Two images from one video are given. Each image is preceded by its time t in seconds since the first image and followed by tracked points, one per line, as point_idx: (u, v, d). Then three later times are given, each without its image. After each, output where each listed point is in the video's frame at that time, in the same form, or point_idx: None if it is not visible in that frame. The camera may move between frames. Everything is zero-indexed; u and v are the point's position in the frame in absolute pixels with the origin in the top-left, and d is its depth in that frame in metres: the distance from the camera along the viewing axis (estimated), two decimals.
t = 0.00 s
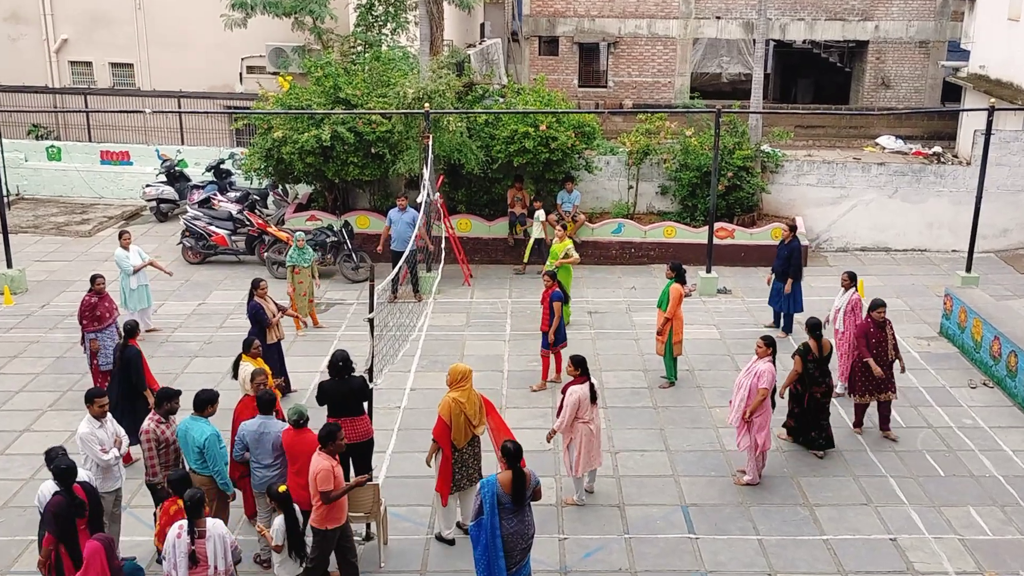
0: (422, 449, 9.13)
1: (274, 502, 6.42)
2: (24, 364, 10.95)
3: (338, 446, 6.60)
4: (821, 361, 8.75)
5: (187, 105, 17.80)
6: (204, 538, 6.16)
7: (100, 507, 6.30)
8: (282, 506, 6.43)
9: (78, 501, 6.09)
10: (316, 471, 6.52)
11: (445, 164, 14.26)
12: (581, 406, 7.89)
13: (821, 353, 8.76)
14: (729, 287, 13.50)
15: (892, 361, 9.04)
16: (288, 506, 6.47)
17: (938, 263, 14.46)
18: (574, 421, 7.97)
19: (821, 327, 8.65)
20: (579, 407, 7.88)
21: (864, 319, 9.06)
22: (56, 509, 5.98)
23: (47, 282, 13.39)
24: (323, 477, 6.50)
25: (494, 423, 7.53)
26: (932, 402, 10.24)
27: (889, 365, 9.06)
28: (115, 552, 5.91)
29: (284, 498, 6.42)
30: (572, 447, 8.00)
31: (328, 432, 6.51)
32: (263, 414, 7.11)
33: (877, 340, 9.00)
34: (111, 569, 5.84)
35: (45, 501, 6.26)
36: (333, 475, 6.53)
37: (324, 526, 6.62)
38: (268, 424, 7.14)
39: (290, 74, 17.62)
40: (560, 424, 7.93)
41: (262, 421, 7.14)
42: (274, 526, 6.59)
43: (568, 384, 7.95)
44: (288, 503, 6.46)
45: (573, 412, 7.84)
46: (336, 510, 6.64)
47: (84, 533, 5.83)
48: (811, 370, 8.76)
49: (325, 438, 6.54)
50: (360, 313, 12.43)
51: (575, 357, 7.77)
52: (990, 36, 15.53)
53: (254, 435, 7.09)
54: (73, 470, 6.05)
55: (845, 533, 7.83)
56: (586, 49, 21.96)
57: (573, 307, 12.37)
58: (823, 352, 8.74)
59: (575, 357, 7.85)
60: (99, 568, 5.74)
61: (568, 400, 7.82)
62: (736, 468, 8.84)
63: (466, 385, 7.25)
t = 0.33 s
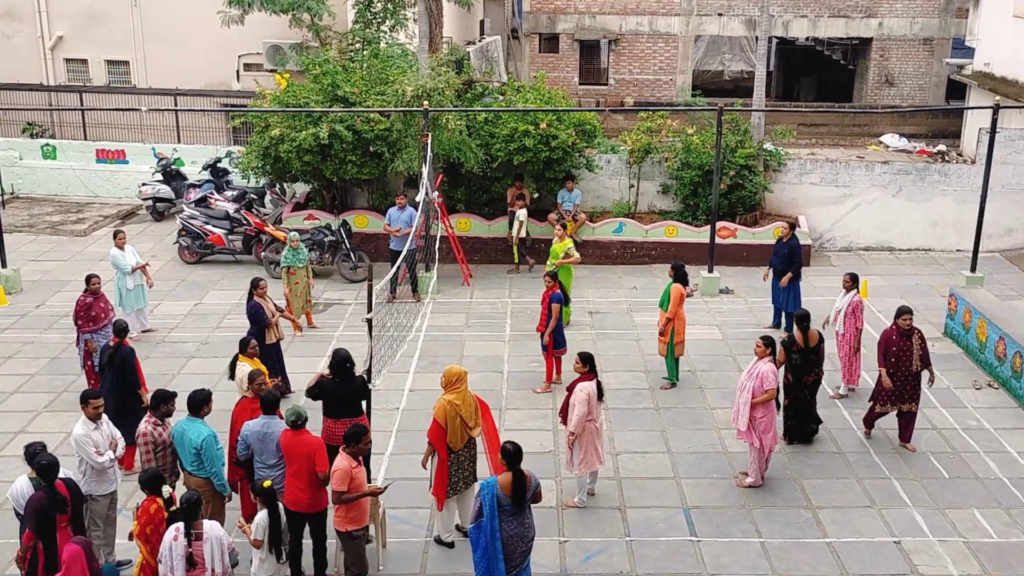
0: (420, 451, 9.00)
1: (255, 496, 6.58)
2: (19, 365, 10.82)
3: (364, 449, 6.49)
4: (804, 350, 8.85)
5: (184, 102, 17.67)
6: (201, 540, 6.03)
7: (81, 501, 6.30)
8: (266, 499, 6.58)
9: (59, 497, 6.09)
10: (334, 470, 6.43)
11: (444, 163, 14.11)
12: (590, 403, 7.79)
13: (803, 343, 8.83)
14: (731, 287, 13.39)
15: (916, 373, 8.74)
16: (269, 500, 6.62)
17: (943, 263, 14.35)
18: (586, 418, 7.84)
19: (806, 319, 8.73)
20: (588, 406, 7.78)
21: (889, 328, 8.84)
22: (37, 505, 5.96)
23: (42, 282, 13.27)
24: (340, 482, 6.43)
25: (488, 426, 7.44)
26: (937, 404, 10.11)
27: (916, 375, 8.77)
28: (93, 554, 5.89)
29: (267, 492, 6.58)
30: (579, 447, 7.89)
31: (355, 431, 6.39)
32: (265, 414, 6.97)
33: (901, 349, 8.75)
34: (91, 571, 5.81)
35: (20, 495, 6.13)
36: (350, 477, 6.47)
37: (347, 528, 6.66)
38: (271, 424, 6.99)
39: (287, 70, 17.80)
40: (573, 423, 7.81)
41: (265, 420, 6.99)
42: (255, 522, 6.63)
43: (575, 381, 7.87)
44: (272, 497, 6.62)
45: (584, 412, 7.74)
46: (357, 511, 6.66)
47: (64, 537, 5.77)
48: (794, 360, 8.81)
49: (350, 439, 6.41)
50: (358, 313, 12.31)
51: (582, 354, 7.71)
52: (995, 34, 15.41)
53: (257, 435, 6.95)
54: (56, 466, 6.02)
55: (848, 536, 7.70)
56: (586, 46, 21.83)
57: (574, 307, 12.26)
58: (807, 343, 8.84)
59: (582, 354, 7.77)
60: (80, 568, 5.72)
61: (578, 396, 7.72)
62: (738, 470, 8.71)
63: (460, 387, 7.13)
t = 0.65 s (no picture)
0: (418, 453, 8.83)
1: (233, 496, 6.27)
2: (10, 367, 10.65)
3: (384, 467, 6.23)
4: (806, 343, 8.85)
5: (180, 100, 17.51)
6: (197, 544, 5.86)
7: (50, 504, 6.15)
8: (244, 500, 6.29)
9: (18, 502, 5.96)
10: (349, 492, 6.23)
11: (443, 161, 13.88)
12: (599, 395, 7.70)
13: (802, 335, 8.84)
14: (734, 287, 13.23)
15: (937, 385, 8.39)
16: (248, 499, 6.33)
17: (949, 262, 14.19)
18: (591, 420, 7.67)
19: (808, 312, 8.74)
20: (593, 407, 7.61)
21: (909, 338, 8.56)
22: None
23: (34, 282, 13.10)
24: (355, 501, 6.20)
25: (484, 428, 7.27)
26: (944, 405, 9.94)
27: (935, 388, 8.42)
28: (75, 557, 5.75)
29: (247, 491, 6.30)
30: (602, 434, 7.76)
31: (376, 449, 6.12)
32: (266, 417, 6.72)
33: (918, 359, 8.46)
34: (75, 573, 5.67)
35: None
36: (365, 497, 6.23)
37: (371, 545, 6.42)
38: (270, 427, 6.75)
39: (284, 66, 17.67)
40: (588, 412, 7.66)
41: (265, 423, 6.74)
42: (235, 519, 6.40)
43: (579, 380, 7.73)
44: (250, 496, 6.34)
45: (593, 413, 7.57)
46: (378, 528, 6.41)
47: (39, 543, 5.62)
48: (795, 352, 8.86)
49: (369, 458, 6.14)
50: (355, 314, 12.15)
51: (586, 352, 7.55)
52: (1001, 29, 15.25)
53: (256, 439, 6.73)
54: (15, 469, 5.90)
55: (853, 540, 7.53)
56: (587, 43, 21.65)
57: (575, 307, 12.11)
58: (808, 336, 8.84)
59: (585, 353, 7.62)
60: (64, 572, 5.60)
61: (592, 383, 7.63)
62: (742, 473, 8.55)
63: (456, 388, 6.97)
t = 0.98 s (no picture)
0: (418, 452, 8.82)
1: (205, 495, 6.02)
2: (10, 366, 10.64)
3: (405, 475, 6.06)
4: (805, 332, 9.05)
5: (179, 99, 17.51)
6: (196, 542, 5.85)
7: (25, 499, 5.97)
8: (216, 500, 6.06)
9: None
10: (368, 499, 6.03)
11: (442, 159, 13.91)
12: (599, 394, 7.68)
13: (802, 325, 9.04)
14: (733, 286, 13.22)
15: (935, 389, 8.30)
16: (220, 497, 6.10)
17: (949, 261, 14.19)
18: (590, 419, 7.66)
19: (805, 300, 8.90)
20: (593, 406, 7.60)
21: (914, 341, 8.48)
22: None
23: (34, 281, 13.10)
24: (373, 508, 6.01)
25: (484, 427, 7.25)
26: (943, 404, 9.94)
27: (930, 393, 8.34)
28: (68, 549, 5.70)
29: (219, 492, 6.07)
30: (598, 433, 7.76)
31: (399, 457, 5.95)
32: (265, 416, 6.71)
33: (919, 360, 8.39)
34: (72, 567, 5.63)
35: None
36: (384, 504, 6.04)
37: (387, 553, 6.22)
38: (269, 425, 6.74)
39: (284, 65, 17.65)
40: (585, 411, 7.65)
41: (264, 421, 6.74)
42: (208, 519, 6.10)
43: (580, 377, 7.71)
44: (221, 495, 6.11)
45: (592, 411, 7.56)
46: (396, 537, 6.21)
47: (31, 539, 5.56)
48: (793, 340, 9.08)
49: (392, 464, 5.97)
50: (355, 312, 12.15)
51: (586, 350, 7.55)
52: (1001, 28, 15.24)
53: (257, 437, 6.73)
54: None
55: (853, 539, 7.53)
56: (586, 42, 21.65)
57: (574, 306, 12.11)
58: (808, 326, 9.05)
59: (585, 351, 7.59)
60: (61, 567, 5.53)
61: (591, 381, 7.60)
62: (741, 472, 8.54)
63: (455, 387, 6.97)
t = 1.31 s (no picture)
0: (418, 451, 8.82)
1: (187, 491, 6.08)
2: (11, 365, 10.65)
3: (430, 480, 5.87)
4: (793, 323, 9.28)
5: (179, 98, 17.53)
6: (197, 541, 5.86)
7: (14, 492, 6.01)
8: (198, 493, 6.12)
9: None
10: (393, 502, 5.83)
11: (443, 159, 13.92)
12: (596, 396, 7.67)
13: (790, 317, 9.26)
14: (734, 286, 13.21)
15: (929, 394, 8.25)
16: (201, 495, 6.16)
17: (950, 260, 14.19)
18: (588, 419, 7.66)
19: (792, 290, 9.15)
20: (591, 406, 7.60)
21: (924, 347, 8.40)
22: None
23: (35, 280, 13.11)
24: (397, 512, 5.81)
25: (485, 426, 7.24)
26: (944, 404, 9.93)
27: (928, 398, 8.29)
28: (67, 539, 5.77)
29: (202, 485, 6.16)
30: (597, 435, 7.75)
31: (426, 461, 5.81)
32: (261, 415, 6.73)
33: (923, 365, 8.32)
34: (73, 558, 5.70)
35: None
36: (408, 508, 5.84)
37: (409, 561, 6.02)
38: (267, 424, 6.76)
39: (284, 64, 17.65)
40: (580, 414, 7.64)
41: (261, 420, 6.76)
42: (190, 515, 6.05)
43: (580, 377, 7.72)
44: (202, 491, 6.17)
45: (588, 410, 7.57)
46: (420, 546, 6.00)
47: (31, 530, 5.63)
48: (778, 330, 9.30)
49: (420, 467, 5.83)
50: (355, 312, 12.15)
51: (586, 349, 7.54)
52: (1002, 28, 15.23)
53: (254, 436, 6.75)
54: None
55: (853, 538, 7.53)
56: (587, 41, 21.66)
57: (574, 306, 12.11)
58: (796, 317, 9.26)
59: (584, 350, 7.61)
60: (61, 559, 5.60)
61: (588, 384, 7.60)
62: (742, 471, 8.55)
63: (455, 388, 6.96)
